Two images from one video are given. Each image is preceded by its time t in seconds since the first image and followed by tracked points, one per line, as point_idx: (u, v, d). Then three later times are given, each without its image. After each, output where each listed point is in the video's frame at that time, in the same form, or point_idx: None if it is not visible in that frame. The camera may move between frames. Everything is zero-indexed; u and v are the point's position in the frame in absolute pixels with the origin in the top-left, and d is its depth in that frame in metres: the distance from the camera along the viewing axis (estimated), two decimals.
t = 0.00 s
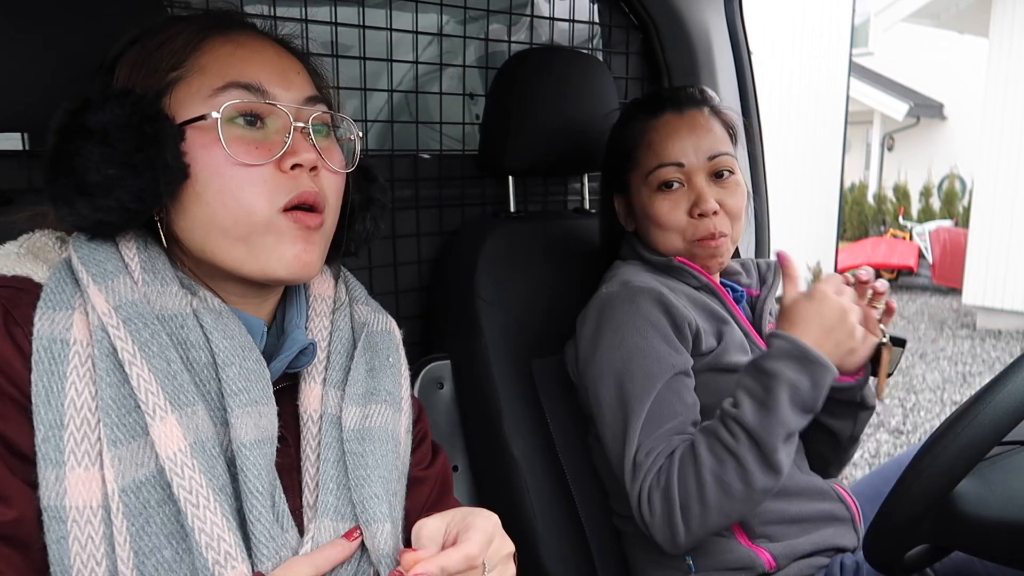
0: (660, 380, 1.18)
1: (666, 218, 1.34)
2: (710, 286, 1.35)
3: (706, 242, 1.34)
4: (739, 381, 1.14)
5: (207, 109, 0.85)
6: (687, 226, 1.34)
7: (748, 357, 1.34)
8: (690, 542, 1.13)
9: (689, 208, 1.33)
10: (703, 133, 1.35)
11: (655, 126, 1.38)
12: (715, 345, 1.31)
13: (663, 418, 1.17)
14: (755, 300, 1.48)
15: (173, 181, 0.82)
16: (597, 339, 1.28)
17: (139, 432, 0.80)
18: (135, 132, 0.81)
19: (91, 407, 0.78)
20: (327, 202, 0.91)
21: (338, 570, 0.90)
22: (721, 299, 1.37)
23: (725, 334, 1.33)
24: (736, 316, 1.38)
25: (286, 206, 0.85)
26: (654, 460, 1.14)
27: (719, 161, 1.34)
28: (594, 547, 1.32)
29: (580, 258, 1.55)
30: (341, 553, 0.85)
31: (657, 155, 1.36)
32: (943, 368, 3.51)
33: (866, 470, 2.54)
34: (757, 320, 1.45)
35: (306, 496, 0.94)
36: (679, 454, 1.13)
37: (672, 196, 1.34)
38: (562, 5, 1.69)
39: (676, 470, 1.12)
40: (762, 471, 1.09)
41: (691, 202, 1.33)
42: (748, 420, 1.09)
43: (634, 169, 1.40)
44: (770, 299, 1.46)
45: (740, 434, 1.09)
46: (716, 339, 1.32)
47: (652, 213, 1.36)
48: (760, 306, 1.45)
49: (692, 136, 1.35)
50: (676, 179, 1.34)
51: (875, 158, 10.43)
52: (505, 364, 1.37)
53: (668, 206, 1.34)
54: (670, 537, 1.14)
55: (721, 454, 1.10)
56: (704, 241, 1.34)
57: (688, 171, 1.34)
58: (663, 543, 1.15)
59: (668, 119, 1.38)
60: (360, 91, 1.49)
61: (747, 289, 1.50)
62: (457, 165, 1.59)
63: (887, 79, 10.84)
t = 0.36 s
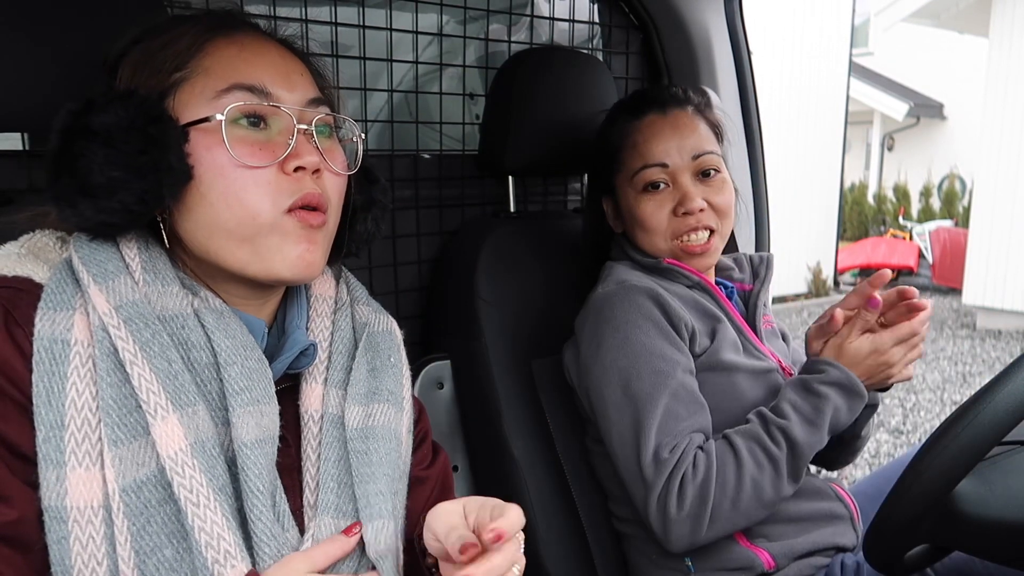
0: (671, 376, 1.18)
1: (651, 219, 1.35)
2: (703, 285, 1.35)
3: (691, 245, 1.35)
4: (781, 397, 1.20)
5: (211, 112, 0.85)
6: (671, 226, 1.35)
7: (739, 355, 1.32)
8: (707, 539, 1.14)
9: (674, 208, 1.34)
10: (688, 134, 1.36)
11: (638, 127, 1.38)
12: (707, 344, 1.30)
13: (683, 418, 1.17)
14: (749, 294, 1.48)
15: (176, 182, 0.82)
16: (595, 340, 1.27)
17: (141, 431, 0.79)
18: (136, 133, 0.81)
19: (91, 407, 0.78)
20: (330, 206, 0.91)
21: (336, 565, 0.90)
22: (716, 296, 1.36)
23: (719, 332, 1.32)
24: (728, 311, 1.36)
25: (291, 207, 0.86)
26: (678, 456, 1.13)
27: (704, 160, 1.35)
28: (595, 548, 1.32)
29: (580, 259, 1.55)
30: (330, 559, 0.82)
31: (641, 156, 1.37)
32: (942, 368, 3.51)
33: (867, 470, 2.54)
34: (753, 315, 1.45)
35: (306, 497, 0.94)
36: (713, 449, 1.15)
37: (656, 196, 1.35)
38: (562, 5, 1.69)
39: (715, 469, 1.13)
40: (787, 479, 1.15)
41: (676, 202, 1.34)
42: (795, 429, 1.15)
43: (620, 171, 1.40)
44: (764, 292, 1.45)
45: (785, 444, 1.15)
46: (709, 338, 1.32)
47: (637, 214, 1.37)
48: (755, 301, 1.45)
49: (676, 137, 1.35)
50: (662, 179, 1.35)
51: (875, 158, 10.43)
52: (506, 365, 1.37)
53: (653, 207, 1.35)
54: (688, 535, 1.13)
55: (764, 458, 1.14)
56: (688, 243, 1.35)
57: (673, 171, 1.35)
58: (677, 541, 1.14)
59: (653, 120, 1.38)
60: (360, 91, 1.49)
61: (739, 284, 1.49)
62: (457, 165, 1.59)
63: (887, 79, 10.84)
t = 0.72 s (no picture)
0: (648, 385, 1.19)
1: (637, 223, 1.35)
2: (687, 286, 1.36)
3: (676, 251, 1.35)
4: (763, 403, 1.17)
5: (206, 112, 0.85)
6: (655, 231, 1.34)
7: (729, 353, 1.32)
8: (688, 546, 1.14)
9: (660, 215, 1.34)
10: (677, 141, 1.35)
11: (631, 130, 1.37)
12: (694, 346, 1.31)
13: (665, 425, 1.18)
14: (737, 288, 1.48)
15: (170, 185, 0.83)
16: (576, 350, 1.28)
17: (142, 423, 0.79)
18: (129, 136, 0.81)
19: (89, 401, 0.78)
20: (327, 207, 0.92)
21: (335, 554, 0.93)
22: (702, 298, 1.37)
23: (705, 333, 1.32)
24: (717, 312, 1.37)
25: (285, 204, 0.85)
26: (654, 466, 1.15)
27: (693, 168, 1.34)
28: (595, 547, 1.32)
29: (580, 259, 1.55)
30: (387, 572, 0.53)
31: (629, 161, 1.36)
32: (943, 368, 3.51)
33: (866, 470, 2.54)
34: (741, 309, 1.45)
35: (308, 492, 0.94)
36: (693, 454, 1.15)
37: (643, 202, 1.35)
38: (562, 5, 1.69)
39: (690, 478, 1.13)
40: (768, 485, 1.14)
41: (663, 209, 1.34)
42: (773, 437, 1.13)
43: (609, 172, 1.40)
44: (753, 286, 1.45)
45: (764, 453, 1.13)
46: (695, 340, 1.32)
47: (624, 217, 1.37)
48: (744, 296, 1.45)
49: (666, 142, 1.35)
50: (649, 186, 1.35)
51: (875, 158, 10.43)
52: (504, 364, 1.37)
53: (640, 212, 1.35)
54: (668, 543, 1.14)
55: (740, 468, 1.13)
56: (672, 249, 1.34)
57: (661, 179, 1.34)
58: (659, 548, 1.15)
59: (643, 125, 1.37)
60: (360, 91, 1.49)
61: (729, 278, 1.50)
62: (457, 164, 1.59)
63: (887, 79, 10.84)
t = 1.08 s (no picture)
0: (633, 391, 1.20)
1: (631, 225, 1.35)
2: (680, 291, 1.35)
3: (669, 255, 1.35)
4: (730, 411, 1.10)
5: (208, 114, 0.85)
6: (649, 234, 1.34)
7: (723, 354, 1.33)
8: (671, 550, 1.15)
9: (653, 216, 1.34)
10: (672, 141, 1.35)
11: (626, 131, 1.37)
12: (688, 348, 1.31)
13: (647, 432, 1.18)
14: (734, 288, 1.49)
15: (171, 186, 0.83)
16: (567, 356, 1.29)
17: (146, 417, 0.79)
18: (131, 136, 0.81)
19: (92, 397, 0.78)
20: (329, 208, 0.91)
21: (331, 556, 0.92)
22: (695, 301, 1.36)
23: (699, 334, 1.32)
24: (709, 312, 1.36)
25: (288, 206, 0.85)
26: (634, 475, 1.16)
27: (686, 169, 1.34)
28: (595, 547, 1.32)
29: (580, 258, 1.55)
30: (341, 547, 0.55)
31: (624, 160, 1.36)
32: (943, 368, 3.51)
33: (867, 470, 2.54)
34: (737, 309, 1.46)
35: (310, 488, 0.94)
36: (669, 462, 1.14)
37: (637, 202, 1.35)
38: (562, 5, 1.69)
39: (661, 486, 1.13)
40: (743, 495, 1.09)
41: (657, 210, 1.34)
42: (734, 449, 1.07)
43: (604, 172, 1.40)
44: (750, 286, 1.45)
45: (728, 467, 1.08)
46: (689, 339, 1.33)
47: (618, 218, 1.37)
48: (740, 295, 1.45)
49: (662, 143, 1.35)
50: (643, 186, 1.35)
51: (875, 158, 10.43)
52: (504, 364, 1.37)
53: (633, 212, 1.35)
54: (652, 545, 1.16)
55: (705, 478, 1.10)
56: (666, 252, 1.35)
57: (655, 179, 1.34)
58: (644, 550, 1.17)
59: (637, 125, 1.37)
60: (360, 91, 1.49)
61: (726, 278, 1.50)
62: (458, 164, 1.59)
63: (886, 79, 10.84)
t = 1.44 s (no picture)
0: (614, 399, 1.20)
1: (633, 220, 1.34)
2: (660, 291, 1.36)
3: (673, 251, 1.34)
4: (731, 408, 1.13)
5: (208, 115, 0.85)
6: (654, 230, 1.33)
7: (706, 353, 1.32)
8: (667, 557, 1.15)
9: (656, 211, 1.33)
10: (672, 136, 1.36)
11: (623, 124, 1.37)
12: (667, 351, 1.31)
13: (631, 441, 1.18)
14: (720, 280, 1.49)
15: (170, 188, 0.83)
16: (546, 366, 1.28)
17: (144, 416, 0.79)
18: (131, 137, 0.81)
19: (90, 396, 0.78)
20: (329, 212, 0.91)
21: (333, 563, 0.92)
22: (675, 299, 1.36)
23: (679, 335, 1.32)
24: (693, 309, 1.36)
25: (291, 213, 0.86)
26: (625, 484, 1.16)
27: (686, 165, 1.35)
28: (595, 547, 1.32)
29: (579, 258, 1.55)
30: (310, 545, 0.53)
31: (625, 155, 1.36)
32: (943, 368, 3.51)
33: (867, 470, 2.54)
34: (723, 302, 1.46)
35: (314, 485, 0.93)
36: (665, 465, 1.15)
37: (638, 197, 1.35)
38: (562, 5, 1.69)
39: (659, 492, 1.13)
40: (745, 491, 1.11)
41: (659, 204, 1.33)
42: (739, 444, 1.09)
43: (598, 170, 1.40)
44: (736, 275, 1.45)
45: (733, 463, 1.10)
46: (669, 343, 1.32)
47: (618, 213, 1.36)
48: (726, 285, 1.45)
49: (660, 138, 1.35)
50: (643, 180, 1.35)
51: (875, 158, 10.42)
52: (504, 364, 1.37)
53: (635, 207, 1.34)
54: (648, 553, 1.15)
55: (709, 476, 1.11)
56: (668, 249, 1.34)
57: (656, 174, 1.34)
58: (641, 558, 1.16)
59: (638, 119, 1.37)
60: (360, 91, 1.49)
61: (712, 271, 1.51)
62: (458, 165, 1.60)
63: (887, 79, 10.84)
